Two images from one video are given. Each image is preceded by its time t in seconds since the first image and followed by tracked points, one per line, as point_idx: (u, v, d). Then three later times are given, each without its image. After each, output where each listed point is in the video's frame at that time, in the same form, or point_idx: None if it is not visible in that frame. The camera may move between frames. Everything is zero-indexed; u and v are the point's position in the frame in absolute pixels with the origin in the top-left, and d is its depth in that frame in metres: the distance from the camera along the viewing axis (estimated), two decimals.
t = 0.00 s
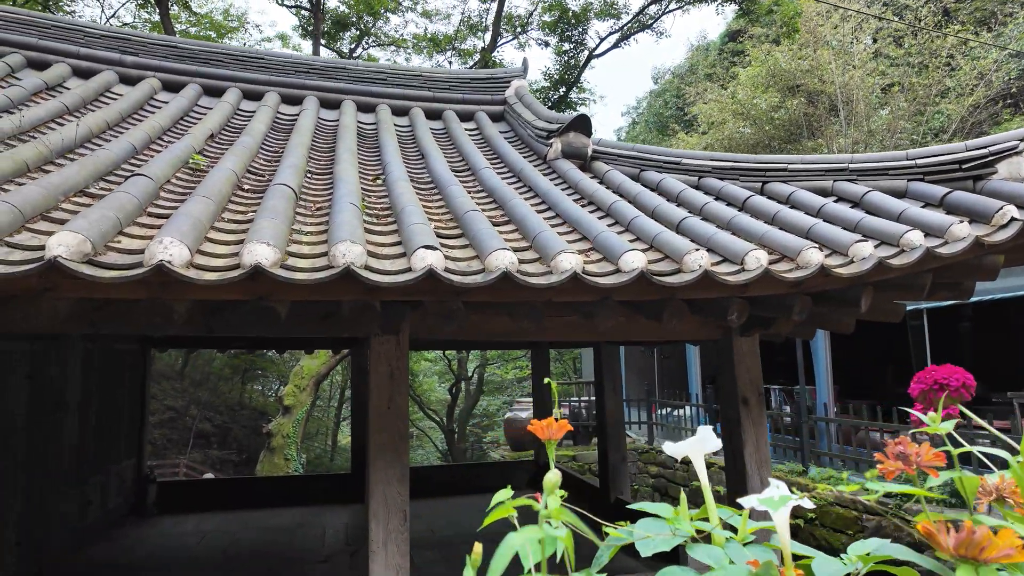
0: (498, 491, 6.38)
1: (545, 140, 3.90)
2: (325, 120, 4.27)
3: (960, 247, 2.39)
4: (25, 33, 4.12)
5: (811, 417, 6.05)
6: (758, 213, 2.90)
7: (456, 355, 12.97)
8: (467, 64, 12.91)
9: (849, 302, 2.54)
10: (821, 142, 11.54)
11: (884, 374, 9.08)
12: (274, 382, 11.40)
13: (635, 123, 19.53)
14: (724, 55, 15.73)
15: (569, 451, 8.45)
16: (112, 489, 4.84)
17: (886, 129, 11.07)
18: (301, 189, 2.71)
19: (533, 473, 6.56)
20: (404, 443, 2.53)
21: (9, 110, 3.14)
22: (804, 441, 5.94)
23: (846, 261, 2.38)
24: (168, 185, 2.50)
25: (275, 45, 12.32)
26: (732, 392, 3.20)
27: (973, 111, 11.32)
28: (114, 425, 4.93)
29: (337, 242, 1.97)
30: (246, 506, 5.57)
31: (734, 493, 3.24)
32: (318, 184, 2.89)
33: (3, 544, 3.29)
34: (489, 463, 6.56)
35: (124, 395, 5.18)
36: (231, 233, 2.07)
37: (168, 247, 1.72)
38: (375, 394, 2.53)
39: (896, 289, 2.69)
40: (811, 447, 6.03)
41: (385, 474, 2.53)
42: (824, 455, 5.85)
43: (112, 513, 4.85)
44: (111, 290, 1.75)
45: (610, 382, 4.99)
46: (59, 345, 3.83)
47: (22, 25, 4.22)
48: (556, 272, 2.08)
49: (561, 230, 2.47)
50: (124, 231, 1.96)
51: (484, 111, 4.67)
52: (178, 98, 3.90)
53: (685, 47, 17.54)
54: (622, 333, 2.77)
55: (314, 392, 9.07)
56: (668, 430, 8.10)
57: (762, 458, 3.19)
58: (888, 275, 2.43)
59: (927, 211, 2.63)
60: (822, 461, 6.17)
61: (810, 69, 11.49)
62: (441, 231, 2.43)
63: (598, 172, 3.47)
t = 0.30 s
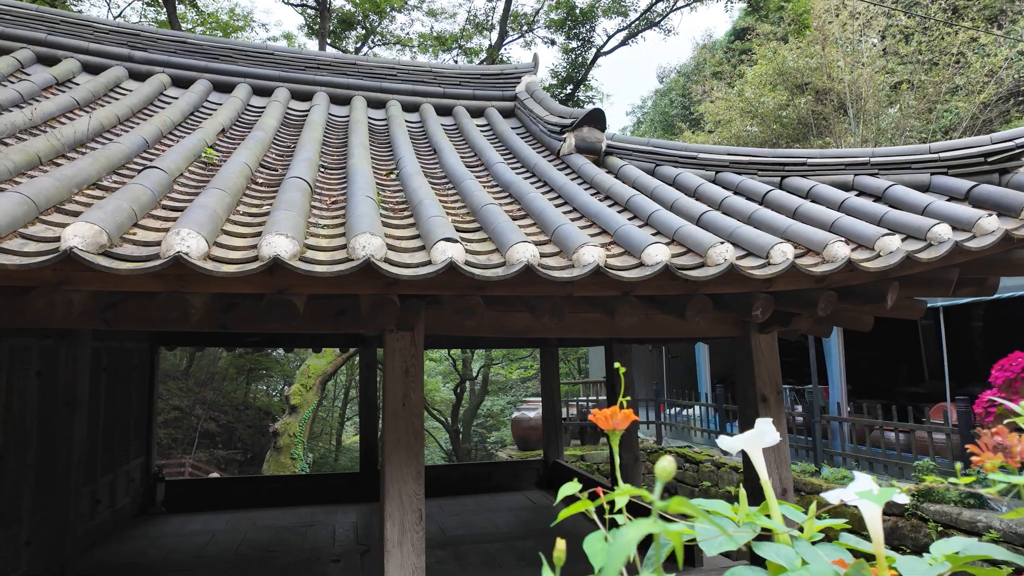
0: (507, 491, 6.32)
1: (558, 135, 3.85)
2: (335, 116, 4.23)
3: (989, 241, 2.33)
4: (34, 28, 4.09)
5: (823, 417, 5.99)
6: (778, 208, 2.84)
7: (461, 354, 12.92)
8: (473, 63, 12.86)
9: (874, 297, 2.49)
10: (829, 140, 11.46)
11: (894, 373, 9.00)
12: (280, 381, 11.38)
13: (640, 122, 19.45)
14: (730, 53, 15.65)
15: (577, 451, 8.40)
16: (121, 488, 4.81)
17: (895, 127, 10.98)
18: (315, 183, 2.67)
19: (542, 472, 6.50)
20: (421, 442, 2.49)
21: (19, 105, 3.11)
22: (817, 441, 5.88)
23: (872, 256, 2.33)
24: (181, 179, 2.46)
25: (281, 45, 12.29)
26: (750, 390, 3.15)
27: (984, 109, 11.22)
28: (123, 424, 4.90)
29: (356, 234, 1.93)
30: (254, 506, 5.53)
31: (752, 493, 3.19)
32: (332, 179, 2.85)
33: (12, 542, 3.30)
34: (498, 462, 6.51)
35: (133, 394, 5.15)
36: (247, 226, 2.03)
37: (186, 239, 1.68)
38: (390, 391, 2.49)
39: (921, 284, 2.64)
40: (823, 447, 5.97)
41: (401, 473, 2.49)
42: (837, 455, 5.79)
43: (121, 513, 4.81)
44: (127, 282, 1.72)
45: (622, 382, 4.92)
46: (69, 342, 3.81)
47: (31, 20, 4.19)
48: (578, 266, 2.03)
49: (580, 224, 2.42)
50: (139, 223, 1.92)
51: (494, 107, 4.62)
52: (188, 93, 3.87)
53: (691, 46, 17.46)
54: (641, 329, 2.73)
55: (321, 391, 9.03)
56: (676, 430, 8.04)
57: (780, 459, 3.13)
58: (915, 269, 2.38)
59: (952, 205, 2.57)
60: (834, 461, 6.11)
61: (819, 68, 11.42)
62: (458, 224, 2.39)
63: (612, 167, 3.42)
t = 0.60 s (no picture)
0: (516, 491, 6.27)
1: (573, 131, 3.76)
2: (346, 112, 4.18)
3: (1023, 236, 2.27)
4: (43, 24, 4.05)
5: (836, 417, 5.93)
6: (803, 203, 2.78)
7: (465, 354, 12.86)
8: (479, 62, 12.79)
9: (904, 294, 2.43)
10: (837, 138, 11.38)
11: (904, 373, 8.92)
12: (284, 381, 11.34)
13: (644, 122, 19.37)
14: (736, 52, 15.57)
15: (584, 451, 8.34)
16: (130, 489, 4.76)
17: (904, 125, 10.90)
18: (331, 178, 2.61)
19: (551, 472, 6.44)
20: (439, 442, 2.43)
21: (30, 100, 3.07)
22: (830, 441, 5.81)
23: (904, 252, 2.27)
24: (196, 173, 2.41)
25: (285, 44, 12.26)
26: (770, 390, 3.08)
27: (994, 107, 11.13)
28: (132, 423, 4.86)
29: (379, 229, 1.87)
30: (262, 506, 5.48)
31: (774, 494, 3.12)
32: (348, 174, 2.80)
33: (21, 542, 3.30)
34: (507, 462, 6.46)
35: (141, 393, 5.11)
36: (266, 221, 1.98)
37: (207, 233, 1.63)
38: (407, 390, 2.43)
39: (950, 281, 2.59)
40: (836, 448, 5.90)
41: (418, 473, 2.44)
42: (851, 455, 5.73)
43: (130, 514, 4.77)
44: (146, 277, 1.67)
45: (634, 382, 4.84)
46: (79, 340, 3.77)
47: (40, 15, 4.15)
48: (606, 262, 1.97)
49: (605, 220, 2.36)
50: (157, 218, 1.87)
51: (506, 104, 4.56)
52: (199, 89, 3.82)
53: (696, 45, 17.38)
54: (663, 327, 2.67)
55: (326, 391, 8.99)
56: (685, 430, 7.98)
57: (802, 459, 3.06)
58: (947, 266, 2.32)
59: (983, 200, 2.51)
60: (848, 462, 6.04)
61: (827, 66, 11.35)
62: (479, 220, 2.33)
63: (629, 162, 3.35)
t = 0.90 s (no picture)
0: (524, 491, 6.23)
1: (586, 127, 3.62)
2: (356, 109, 4.15)
3: None
4: (52, 21, 4.03)
5: (848, 417, 5.89)
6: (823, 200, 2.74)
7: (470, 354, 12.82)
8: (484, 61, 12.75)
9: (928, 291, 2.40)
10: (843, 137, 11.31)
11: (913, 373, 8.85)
12: (288, 381, 11.30)
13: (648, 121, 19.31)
14: (740, 51, 15.52)
15: (591, 451, 8.30)
16: (138, 489, 4.73)
17: (911, 123, 10.83)
18: (345, 175, 2.57)
19: (559, 472, 6.39)
20: (455, 441, 2.39)
21: (40, 97, 3.04)
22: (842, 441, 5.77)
23: (930, 248, 2.22)
24: (209, 169, 2.38)
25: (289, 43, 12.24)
26: (787, 389, 3.02)
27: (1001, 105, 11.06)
28: (140, 422, 4.83)
29: (399, 224, 1.83)
30: (271, 506, 5.45)
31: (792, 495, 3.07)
32: (362, 171, 2.76)
33: (33, 542, 3.30)
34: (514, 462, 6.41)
35: (149, 392, 5.08)
36: (283, 216, 1.94)
37: (225, 227, 1.60)
38: (422, 389, 2.39)
39: (974, 278, 2.54)
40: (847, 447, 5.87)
41: (434, 473, 2.40)
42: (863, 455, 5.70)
43: (137, 514, 4.73)
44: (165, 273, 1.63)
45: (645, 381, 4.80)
46: (88, 338, 3.75)
47: (49, 12, 4.13)
48: (629, 257, 1.92)
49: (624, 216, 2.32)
50: (173, 213, 1.84)
51: (516, 101, 4.51)
52: (208, 86, 3.79)
53: (700, 44, 17.32)
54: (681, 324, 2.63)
55: (332, 390, 8.96)
56: (693, 430, 7.93)
57: (821, 458, 3.01)
58: (973, 262, 2.27)
59: (1008, 195, 2.47)
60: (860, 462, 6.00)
61: (833, 64, 11.28)
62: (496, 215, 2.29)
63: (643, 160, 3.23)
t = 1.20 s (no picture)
0: (532, 491, 6.19)
1: (596, 124, 3.55)
2: (366, 106, 4.14)
3: None
4: (61, 19, 4.03)
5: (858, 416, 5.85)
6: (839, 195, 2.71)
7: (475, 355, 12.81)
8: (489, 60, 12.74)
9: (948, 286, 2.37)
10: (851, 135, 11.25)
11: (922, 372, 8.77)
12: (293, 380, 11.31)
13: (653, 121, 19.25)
14: (746, 50, 15.46)
15: (598, 451, 8.26)
16: (146, 489, 4.73)
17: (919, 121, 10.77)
18: (358, 171, 2.56)
19: (567, 472, 6.37)
20: (469, 439, 2.37)
21: (51, 94, 3.03)
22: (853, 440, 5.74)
23: (951, 242, 2.20)
24: (222, 165, 2.37)
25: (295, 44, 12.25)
26: (802, 387, 3.00)
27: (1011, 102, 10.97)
28: (148, 422, 4.83)
29: (416, 218, 1.82)
30: (279, 505, 5.44)
31: (806, 494, 3.04)
32: (374, 167, 2.75)
33: (44, 541, 3.30)
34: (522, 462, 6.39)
35: (158, 391, 5.08)
36: (299, 211, 1.92)
37: (243, 221, 1.58)
38: (435, 386, 2.37)
39: (994, 273, 2.51)
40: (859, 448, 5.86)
41: (448, 471, 2.38)
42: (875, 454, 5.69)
43: (147, 514, 4.73)
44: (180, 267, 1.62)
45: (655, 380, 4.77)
46: (99, 337, 3.77)
47: (59, 11, 4.13)
48: (647, 252, 1.90)
49: (640, 211, 2.30)
50: (189, 208, 1.82)
51: (525, 98, 4.48)
52: (217, 84, 3.78)
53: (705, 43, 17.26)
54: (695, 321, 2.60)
55: (338, 390, 8.95)
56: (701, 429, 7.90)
57: (836, 456, 2.98)
58: (995, 256, 2.25)
59: None
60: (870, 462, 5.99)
61: (841, 62, 11.22)
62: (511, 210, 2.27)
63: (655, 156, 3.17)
